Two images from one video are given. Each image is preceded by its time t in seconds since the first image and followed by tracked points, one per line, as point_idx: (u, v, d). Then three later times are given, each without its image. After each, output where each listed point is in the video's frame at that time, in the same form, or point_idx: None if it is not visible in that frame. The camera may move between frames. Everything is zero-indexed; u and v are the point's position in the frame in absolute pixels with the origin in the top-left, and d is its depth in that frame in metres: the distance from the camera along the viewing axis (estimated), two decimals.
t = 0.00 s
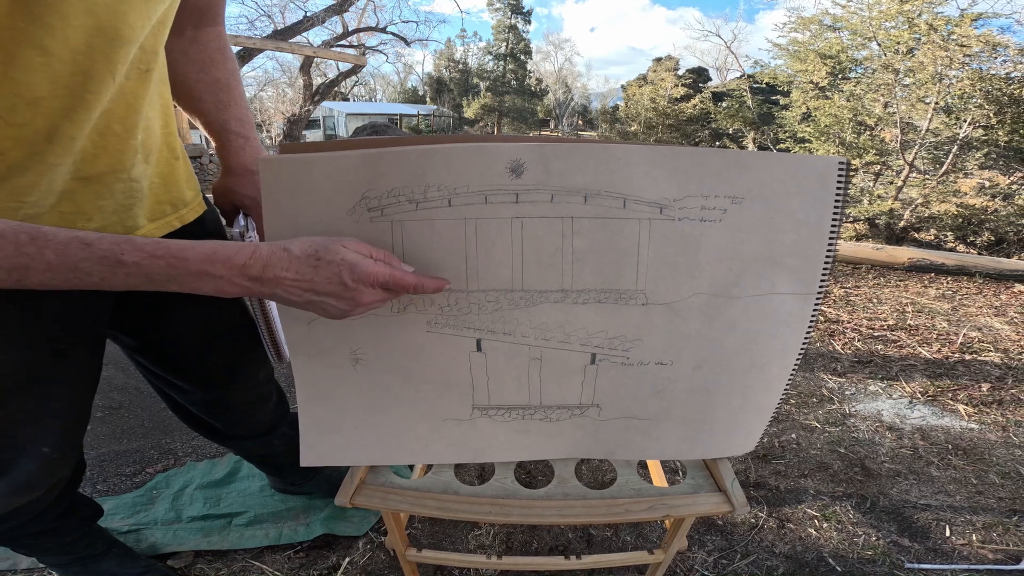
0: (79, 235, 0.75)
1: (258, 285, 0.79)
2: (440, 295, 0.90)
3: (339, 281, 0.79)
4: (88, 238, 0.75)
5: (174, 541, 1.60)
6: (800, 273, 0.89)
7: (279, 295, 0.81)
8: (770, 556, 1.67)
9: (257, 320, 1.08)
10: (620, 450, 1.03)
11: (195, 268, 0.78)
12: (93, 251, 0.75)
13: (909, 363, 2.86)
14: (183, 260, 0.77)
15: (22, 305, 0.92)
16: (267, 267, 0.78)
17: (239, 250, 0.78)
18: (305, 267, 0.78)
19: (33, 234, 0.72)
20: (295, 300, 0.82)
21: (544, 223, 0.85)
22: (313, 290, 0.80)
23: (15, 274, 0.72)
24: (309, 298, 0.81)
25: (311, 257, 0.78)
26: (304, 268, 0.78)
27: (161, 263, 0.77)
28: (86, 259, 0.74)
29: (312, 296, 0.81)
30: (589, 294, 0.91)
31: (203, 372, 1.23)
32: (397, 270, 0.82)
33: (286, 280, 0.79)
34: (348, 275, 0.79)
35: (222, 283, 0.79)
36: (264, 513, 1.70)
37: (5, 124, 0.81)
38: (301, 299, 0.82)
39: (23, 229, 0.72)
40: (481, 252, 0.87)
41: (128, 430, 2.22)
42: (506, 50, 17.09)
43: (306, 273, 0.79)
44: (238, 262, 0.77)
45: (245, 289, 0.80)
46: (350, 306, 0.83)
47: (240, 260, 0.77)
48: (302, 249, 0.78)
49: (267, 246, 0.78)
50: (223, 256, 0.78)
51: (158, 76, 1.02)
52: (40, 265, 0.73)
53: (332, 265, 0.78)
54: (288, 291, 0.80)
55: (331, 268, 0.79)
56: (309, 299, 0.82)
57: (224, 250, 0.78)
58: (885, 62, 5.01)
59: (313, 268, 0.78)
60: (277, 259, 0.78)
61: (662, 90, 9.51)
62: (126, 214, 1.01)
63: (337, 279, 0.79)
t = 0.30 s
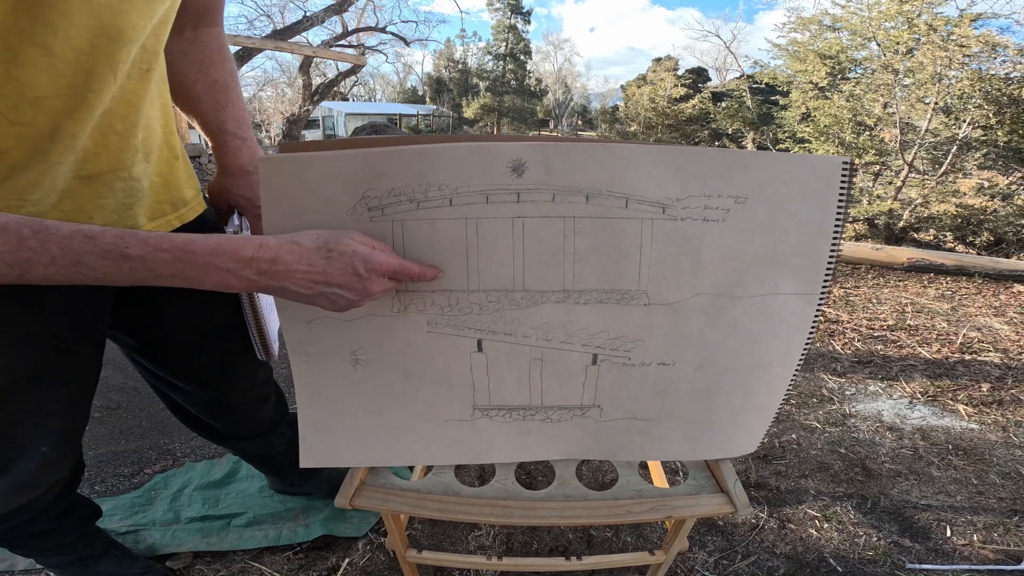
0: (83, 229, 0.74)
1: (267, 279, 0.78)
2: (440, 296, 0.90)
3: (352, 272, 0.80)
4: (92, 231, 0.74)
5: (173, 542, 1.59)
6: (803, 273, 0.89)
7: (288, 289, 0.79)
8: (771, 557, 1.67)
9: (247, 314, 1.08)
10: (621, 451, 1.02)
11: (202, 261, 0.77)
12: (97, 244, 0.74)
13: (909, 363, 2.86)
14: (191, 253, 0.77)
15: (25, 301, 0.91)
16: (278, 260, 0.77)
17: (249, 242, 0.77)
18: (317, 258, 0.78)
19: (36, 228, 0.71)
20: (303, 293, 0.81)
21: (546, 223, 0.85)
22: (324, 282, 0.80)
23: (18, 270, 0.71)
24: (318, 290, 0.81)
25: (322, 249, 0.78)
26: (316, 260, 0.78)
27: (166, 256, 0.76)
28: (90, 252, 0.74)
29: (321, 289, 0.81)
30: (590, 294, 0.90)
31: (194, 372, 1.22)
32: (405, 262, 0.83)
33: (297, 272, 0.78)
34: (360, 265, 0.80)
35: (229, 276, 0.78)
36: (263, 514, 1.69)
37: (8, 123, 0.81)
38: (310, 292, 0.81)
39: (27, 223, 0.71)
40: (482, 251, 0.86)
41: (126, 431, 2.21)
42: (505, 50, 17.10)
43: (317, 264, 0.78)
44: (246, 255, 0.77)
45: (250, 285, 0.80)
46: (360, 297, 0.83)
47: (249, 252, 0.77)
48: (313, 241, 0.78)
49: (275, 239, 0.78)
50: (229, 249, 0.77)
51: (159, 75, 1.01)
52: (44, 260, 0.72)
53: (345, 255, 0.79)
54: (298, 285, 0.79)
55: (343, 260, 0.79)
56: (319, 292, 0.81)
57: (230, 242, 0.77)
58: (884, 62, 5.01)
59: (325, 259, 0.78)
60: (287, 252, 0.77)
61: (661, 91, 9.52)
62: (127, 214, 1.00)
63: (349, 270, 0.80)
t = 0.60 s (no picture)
0: (130, 217, 0.73)
1: (306, 270, 0.77)
2: (437, 297, 0.89)
3: (385, 267, 0.78)
4: (139, 219, 0.74)
5: (168, 544, 1.58)
6: (805, 273, 0.88)
7: (323, 280, 0.78)
8: (771, 558, 1.66)
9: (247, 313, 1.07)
10: (620, 453, 1.01)
11: (243, 251, 0.75)
12: (144, 233, 0.73)
13: (908, 363, 2.86)
14: (234, 241, 0.74)
15: (24, 298, 0.91)
16: (316, 251, 0.76)
17: (289, 232, 0.75)
18: (353, 249, 0.76)
19: (85, 216, 0.71)
20: (338, 286, 0.79)
21: (544, 223, 0.84)
22: (358, 275, 0.78)
23: (68, 260, 0.71)
24: (353, 284, 0.79)
25: (357, 241, 0.76)
26: (353, 251, 0.77)
27: (211, 245, 0.74)
28: (137, 241, 0.73)
29: (356, 282, 0.79)
30: (589, 295, 0.89)
31: (192, 372, 1.20)
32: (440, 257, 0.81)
33: (333, 264, 0.77)
34: (394, 260, 0.77)
35: (271, 266, 0.76)
36: (260, 515, 1.68)
37: (6, 120, 0.79)
38: (345, 285, 0.79)
39: (76, 210, 0.71)
40: (479, 251, 0.85)
41: (122, 432, 2.19)
42: (504, 50, 17.11)
43: (352, 256, 0.77)
44: (288, 245, 0.75)
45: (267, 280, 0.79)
46: (392, 293, 0.81)
47: (290, 242, 0.75)
48: (350, 232, 0.77)
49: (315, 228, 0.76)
50: (272, 238, 0.75)
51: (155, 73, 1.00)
52: (92, 248, 0.72)
53: (380, 248, 0.77)
54: (334, 277, 0.78)
55: (378, 252, 0.77)
56: (353, 285, 0.79)
57: (273, 232, 0.75)
58: (883, 62, 5.00)
59: (360, 252, 0.77)
60: (326, 242, 0.76)
61: (660, 91, 9.55)
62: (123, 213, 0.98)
63: (382, 264, 0.78)
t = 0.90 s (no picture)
0: (139, 215, 0.72)
1: (312, 269, 0.76)
2: (434, 298, 0.88)
3: (391, 268, 0.77)
4: (147, 218, 0.72)
5: (165, 545, 1.57)
6: (806, 274, 0.87)
7: (329, 279, 0.77)
8: (771, 560, 1.65)
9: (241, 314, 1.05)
10: (620, 455, 1.00)
11: (252, 250, 0.73)
12: (152, 231, 0.72)
13: (908, 364, 2.85)
14: (243, 241, 0.73)
15: (22, 297, 0.90)
16: (324, 250, 0.75)
17: (296, 230, 0.74)
18: (360, 250, 0.75)
19: (93, 214, 0.71)
20: (343, 286, 0.78)
21: (543, 223, 0.83)
22: (364, 275, 0.77)
23: (76, 258, 0.70)
24: (358, 284, 0.78)
25: (365, 241, 0.75)
26: (360, 252, 0.76)
27: (219, 244, 0.73)
28: (147, 240, 0.72)
29: (361, 282, 0.78)
30: (588, 296, 0.88)
31: (189, 374, 1.20)
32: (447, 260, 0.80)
33: (340, 264, 0.75)
34: (400, 261, 0.77)
35: (279, 265, 0.75)
36: (257, 517, 1.67)
37: None
38: (350, 285, 0.78)
39: (85, 207, 0.70)
40: (477, 252, 0.84)
41: (118, 433, 2.18)
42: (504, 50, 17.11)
43: (359, 257, 0.76)
44: (297, 243, 0.74)
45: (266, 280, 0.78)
46: (397, 295, 0.80)
47: (299, 241, 0.74)
48: (359, 232, 0.76)
49: (323, 228, 0.75)
50: (281, 237, 0.74)
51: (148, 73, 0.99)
52: (99, 246, 0.71)
53: (388, 249, 0.76)
54: (340, 277, 0.77)
55: (385, 254, 0.76)
56: (358, 285, 0.78)
57: (282, 231, 0.74)
58: (883, 62, 4.98)
59: (367, 252, 0.76)
60: (333, 241, 0.75)
61: (659, 91, 9.57)
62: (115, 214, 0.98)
63: (389, 265, 0.77)
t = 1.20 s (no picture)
0: (127, 221, 0.72)
1: (303, 276, 0.75)
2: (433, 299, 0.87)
3: (381, 279, 0.76)
4: (136, 222, 0.72)
5: (162, 546, 1.56)
6: (807, 275, 0.87)
7: (319, 286, 0.77)
8: (770, 561, 1.65)
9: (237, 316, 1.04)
10: (619, 457, 1.00)
11: (242, 258, 0.73)
12: (140, 237, 0.71)
13: (907, 364, 2.85)
14: (231, 249, 0.73)
15: (18, 299, 0.90)
16: (315, 258, 0.74)
17: (288, 236, 0.73)
18: (351, 260, 0.75)
19: (79, 218, 0.70)
20: (333, 292, 0.78)
21: (543, 223, 0.82)
22: (354, 284, 0.77)
23: (60, 263, 0.70)
24: (348, 292, 0.78)
25: (356, 251, 0.75)
26: (351, 262, 0.75)
27: (209, 250, 0.73)
28: (134, 245, 0.71)
29: (351, 290, 0.77)
30: (588, 297, 0.88)
31: (185, 375, 1.19)
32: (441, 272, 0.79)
33: (330, 272, 0.75)
34: (391, 272, 0.76)
35: (269, 272, 0.74)
36: (255, 518, 1.66)
37: None
38: (341, 293, 0.78)
39: (70, 212, 0.70)
40: (475, 252, 0.84)
41: (115, 433, 2.17)
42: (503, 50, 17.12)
43: (349, 266, 0.75)
44: (288, 251, 0.73)
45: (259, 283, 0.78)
46: (388, 305, 0.79)
47: (290, 248, 0.73)
48: (352, 242, 0.75)
49: (315, 235, 0.74)
50: (272, 245, 0.73)
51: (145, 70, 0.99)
52: (86, 251, 0.70)
53: (380, 261, 0.75)
54: (329, 284, 0.76)
55: (376, 265, 0.75)
56: (349, 293, 0.78)
57: (273, 238, 0.73)
58: (882, 63, 4.97)
59: (358, 263, 0.75)
60: (325, 249, 0.74)
61: (659, 91, 9.57)
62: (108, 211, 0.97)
63: (380, 276, 0.76)
